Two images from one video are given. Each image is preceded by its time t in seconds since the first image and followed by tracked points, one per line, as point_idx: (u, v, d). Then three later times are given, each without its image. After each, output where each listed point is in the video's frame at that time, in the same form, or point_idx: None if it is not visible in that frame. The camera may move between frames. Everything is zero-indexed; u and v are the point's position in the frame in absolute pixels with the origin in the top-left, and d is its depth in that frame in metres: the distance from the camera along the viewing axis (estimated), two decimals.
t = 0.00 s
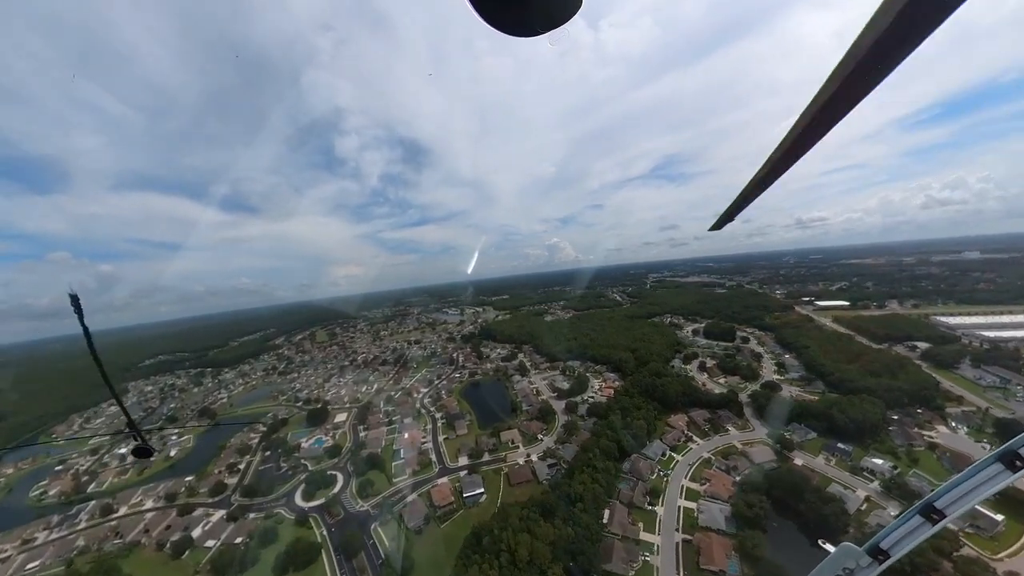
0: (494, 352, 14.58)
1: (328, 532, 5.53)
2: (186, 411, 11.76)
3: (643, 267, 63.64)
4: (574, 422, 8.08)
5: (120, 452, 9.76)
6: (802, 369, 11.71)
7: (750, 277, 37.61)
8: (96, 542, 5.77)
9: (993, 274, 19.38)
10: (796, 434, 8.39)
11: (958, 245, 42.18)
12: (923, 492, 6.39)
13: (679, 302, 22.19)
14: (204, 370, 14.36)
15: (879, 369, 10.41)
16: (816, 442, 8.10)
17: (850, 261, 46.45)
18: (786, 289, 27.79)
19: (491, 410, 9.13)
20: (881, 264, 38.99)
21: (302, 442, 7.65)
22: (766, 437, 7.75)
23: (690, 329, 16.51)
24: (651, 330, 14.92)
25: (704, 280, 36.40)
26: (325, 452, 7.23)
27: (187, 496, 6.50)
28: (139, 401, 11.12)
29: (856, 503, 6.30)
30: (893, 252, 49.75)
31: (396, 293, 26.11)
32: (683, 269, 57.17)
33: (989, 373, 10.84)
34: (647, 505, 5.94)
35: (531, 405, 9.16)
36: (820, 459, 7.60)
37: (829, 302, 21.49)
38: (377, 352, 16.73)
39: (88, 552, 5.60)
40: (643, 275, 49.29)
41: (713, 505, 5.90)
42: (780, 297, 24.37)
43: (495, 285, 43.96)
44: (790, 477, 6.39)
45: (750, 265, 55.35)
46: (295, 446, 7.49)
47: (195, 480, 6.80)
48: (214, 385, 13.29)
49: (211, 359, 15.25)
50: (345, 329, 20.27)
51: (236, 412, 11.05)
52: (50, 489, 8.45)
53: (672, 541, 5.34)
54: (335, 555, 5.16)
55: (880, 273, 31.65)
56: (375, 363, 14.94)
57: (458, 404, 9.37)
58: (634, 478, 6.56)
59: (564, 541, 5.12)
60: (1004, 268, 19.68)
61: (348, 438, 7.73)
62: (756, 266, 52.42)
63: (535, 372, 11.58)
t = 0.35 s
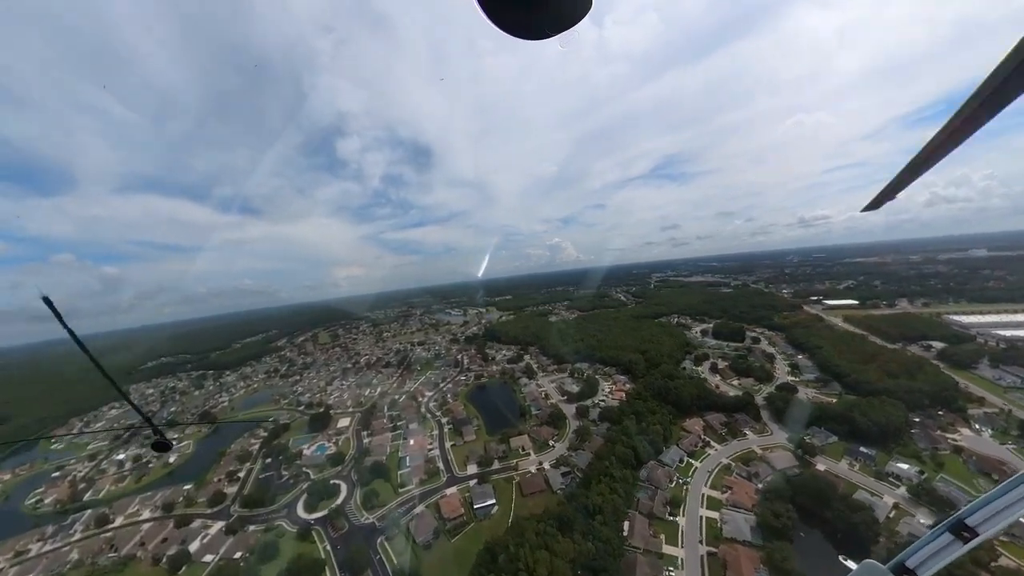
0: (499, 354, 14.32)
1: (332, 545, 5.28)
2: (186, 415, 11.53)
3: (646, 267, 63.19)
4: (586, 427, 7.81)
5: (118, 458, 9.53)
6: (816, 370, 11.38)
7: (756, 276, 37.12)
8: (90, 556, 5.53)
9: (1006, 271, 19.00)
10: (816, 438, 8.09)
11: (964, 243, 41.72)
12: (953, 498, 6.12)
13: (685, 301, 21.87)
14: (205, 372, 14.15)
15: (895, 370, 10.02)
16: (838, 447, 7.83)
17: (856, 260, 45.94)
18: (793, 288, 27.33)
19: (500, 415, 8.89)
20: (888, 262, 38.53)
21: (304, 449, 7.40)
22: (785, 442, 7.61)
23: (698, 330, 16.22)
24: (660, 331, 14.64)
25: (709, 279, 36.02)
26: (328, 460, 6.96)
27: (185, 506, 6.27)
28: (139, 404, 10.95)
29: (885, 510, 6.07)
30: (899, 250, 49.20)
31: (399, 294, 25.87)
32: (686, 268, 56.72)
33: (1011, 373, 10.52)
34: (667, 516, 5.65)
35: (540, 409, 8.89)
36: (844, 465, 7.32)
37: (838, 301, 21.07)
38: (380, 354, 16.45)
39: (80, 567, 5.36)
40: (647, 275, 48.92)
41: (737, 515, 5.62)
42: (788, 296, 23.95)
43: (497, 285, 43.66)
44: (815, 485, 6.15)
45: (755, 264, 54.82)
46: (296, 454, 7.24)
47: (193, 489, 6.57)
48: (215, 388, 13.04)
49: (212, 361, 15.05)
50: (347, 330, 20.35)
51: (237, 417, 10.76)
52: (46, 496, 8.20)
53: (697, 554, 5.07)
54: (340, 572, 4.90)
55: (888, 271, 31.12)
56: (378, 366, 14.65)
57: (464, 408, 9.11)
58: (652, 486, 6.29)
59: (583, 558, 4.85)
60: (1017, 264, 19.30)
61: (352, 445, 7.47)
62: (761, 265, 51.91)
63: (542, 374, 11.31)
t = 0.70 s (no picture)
0: (504, 355, 14.09)
1: (336, 557, 5.07)
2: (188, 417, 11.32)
3: (649, 267, 62.81)
4: (598, 432, 7.58)
5: (116, 462, 9.34)
6: (830, 371, 11.05)
7: (761, 275, 36.66)
8: (83, 569, 5.31)
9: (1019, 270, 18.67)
10: (836, 442, 7.85)
11: (970, 241, 41.29)
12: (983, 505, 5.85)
13: (691, 301, 21.58)
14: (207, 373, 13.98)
15: (912, 371, 9.66)
16: (859, 451, 7.58)
17: (861, 259, 45.51)
18: (800, 288, 26.90)
19: (509, 419, 8.65)
20: (894, 261, 38.14)
21: (306, 455, 7.16)
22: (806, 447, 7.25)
23: (706, 330, 15.94)
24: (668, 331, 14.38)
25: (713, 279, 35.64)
26: (330, 467, 6.71)
27: (183, 516, 6.07)
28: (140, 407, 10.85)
29: (913, 518, 5.87)
30: (904, 249, 48.77)
31: (401, 294, 25.67)
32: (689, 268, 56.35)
33: None
34: (687, 526, 5.41)
35: (549, 413, 8.65)
36: (867, 470, 7.07)
37: (848, 300, 20.64)
38: (383, 356, 16.23)
39: None
40: (650, 275, 48.58)
41: (760, 525, 5.40)
42: (795, 296, 23.53)
43: (500, 285, 43.43)
44: (841, 491, 5.87)
45: (759, 263, 54.22)
46: (298, 460, 7.01)
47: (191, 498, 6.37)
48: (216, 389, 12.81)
49: (213, 362, 14.88)
50: (349, 331, 20.37)
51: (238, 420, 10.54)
52: (42, 503, 8.00)
53: (721, 568, 4.83)
54: None
55: (896, 270, 30.59)
56: (381, 368, 14.39)
57: (471, 413, 8.87)
58: (670, 493, 6.04)
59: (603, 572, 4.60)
60: None
61: (355, 451, 7.24)
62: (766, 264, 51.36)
63: (549, 376, 11.05)
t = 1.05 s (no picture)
0: (510, 357, 13.84)
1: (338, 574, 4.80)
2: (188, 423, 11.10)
3: (651, 267, 62.45)
4: (612, 437, 7.29)
5: (114, 470, 9.09)
6: (846, 373, 10.72)
7: (767, 275, 36.26)
8: None
9: None
10: (858, 447, 7.46)
11: (977, 238, 40.77)
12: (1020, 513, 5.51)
13: (697, 301, 21.27)
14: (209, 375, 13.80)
15: (932, 372, 9.31)
16: (882, 455, 7.21)
17: (867, 257, 45.04)
18: (808, 286, 26.50)
19: (518, 423, 8.40)
20: (900, 259, 37.67)
21: (307, 463, 6.93)
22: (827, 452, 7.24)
23: (714, 330, 15.64)
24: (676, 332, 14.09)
25: (718, 278, 35.27)
26: (333, 477, 6.49)
27: (179, 528, 5.81)
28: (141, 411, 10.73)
29: (947, 528, 5.49)
30: (910, 247, 48.26)
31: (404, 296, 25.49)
32: (692, 267, 56.01)
33: None
34: (711, 539, 5.13)
35: (559, 418, 8.37)
36: (892, 476, 6.70)
37: (858, 299, 20.24)
38: (386, 358, 16.00)
39: None
40: (653, 275, 48.25)
41: (788, 537, 5.10)
42: (803, 295, 23.14)
43: (502, 285, 43.22)
44: (871, 501, 5.67)
45: (764, 262, 53.72)
46: (299, 468, 6.76)
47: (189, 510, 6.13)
48: (216, 393, 12.54)
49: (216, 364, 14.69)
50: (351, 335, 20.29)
51: (238, 424, 10.29)
52: (37, 512, 7.75)
53: None
54: None
55: (904, 268, 30.13)
56: (384, 370, 14.13)
57: (478, 418, 8.60)
58: (692, 503, 5.77)
59: None
60: None
61: (359, 459, 6.98)
62: (770, 263, 50.85)
63: (557, 379, 10.77)
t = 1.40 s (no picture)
0: (515, 359, 13.60)
1: None
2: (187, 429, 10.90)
3: (654, 267, 62.06)
4: (625, 443, 7.03)
5: (111, 475, 8.87)
6: (861, 374, 10.42)
7: (771, 274, 35.94)
8: None
9: None
10: (879, 452, 7.22)
11: (984, 236, 40.25)
12: None
13: (703, 301, 20.98)
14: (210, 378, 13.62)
15: (951, 373, 9.00)
16: (906, 461, 6.98)
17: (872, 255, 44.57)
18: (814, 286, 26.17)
19: (528, 429, 8.13)
20: (907, 257, 37.21)
21: (308, 470, 6.72)
22: (848, 457, 7.02)
23: (722, 330, 15.36)
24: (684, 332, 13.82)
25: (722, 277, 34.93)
26: (334, 485, 6.27)
27: (175, 540, 5.60)
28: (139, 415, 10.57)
29: (980, 536, 5.22)
30: (915, 245, 47.77)
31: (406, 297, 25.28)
32: (695, 267, 55.63)
33: None
34: (734, 551, 4.88)
35: (567, 422, 8.12)
36: (918, 482, 6.44)
37: (867, 299, 19.88)
38: (389, 359, 15.78)
39: None
40: (656, 274, 47.88)
41: (814, 548, 4.92)
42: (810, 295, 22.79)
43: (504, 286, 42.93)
44: (900, 509, 5.42)
45: (768, 261, 53.29)
46: (299, 476, 6.54)
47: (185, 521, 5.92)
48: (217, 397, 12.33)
49: (216, 367, 14.51)
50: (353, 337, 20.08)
51: (237, 429, 10.06)
52: (31, 520, 7.54)
53: None
54: None
55: (911, 267, 29.72)
56: (386, 373, 13.88)
57: (485, 422, 8.36)
58: (712, 512, 5.51)
59: None
60: None
61: (361, 467, 6.75)
62: (774, 262, 50.44)
63: (565, 382, 10.52)
